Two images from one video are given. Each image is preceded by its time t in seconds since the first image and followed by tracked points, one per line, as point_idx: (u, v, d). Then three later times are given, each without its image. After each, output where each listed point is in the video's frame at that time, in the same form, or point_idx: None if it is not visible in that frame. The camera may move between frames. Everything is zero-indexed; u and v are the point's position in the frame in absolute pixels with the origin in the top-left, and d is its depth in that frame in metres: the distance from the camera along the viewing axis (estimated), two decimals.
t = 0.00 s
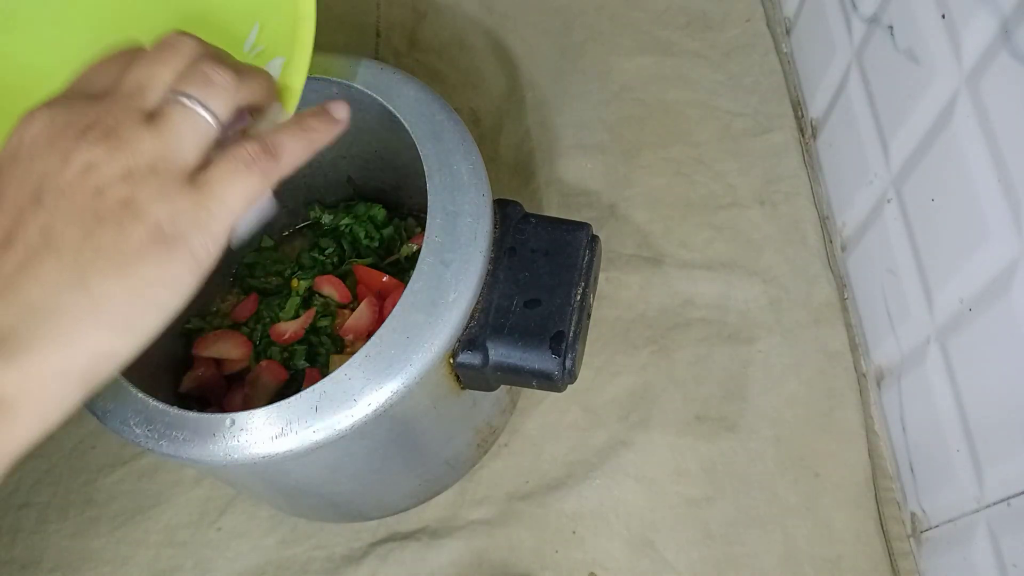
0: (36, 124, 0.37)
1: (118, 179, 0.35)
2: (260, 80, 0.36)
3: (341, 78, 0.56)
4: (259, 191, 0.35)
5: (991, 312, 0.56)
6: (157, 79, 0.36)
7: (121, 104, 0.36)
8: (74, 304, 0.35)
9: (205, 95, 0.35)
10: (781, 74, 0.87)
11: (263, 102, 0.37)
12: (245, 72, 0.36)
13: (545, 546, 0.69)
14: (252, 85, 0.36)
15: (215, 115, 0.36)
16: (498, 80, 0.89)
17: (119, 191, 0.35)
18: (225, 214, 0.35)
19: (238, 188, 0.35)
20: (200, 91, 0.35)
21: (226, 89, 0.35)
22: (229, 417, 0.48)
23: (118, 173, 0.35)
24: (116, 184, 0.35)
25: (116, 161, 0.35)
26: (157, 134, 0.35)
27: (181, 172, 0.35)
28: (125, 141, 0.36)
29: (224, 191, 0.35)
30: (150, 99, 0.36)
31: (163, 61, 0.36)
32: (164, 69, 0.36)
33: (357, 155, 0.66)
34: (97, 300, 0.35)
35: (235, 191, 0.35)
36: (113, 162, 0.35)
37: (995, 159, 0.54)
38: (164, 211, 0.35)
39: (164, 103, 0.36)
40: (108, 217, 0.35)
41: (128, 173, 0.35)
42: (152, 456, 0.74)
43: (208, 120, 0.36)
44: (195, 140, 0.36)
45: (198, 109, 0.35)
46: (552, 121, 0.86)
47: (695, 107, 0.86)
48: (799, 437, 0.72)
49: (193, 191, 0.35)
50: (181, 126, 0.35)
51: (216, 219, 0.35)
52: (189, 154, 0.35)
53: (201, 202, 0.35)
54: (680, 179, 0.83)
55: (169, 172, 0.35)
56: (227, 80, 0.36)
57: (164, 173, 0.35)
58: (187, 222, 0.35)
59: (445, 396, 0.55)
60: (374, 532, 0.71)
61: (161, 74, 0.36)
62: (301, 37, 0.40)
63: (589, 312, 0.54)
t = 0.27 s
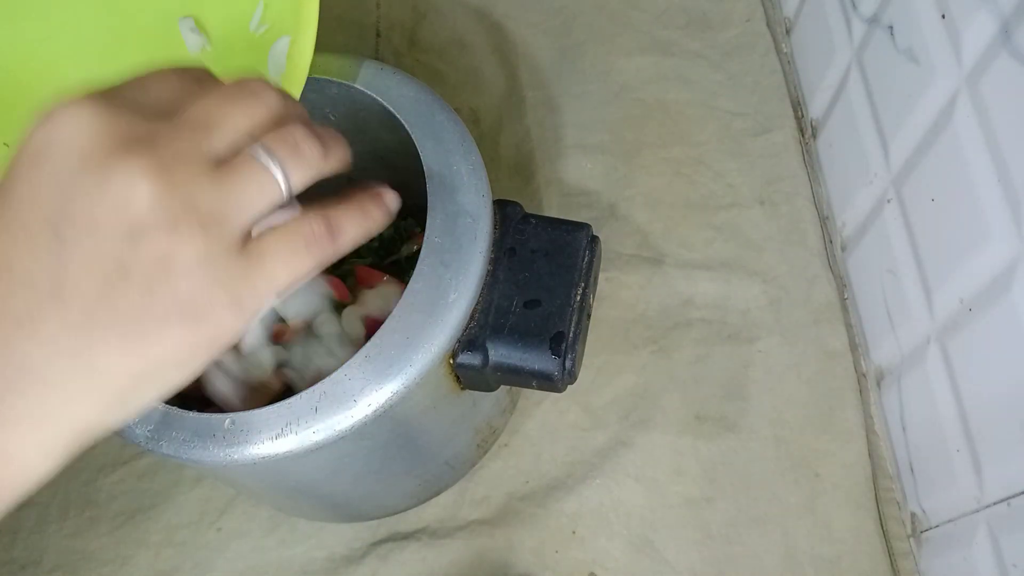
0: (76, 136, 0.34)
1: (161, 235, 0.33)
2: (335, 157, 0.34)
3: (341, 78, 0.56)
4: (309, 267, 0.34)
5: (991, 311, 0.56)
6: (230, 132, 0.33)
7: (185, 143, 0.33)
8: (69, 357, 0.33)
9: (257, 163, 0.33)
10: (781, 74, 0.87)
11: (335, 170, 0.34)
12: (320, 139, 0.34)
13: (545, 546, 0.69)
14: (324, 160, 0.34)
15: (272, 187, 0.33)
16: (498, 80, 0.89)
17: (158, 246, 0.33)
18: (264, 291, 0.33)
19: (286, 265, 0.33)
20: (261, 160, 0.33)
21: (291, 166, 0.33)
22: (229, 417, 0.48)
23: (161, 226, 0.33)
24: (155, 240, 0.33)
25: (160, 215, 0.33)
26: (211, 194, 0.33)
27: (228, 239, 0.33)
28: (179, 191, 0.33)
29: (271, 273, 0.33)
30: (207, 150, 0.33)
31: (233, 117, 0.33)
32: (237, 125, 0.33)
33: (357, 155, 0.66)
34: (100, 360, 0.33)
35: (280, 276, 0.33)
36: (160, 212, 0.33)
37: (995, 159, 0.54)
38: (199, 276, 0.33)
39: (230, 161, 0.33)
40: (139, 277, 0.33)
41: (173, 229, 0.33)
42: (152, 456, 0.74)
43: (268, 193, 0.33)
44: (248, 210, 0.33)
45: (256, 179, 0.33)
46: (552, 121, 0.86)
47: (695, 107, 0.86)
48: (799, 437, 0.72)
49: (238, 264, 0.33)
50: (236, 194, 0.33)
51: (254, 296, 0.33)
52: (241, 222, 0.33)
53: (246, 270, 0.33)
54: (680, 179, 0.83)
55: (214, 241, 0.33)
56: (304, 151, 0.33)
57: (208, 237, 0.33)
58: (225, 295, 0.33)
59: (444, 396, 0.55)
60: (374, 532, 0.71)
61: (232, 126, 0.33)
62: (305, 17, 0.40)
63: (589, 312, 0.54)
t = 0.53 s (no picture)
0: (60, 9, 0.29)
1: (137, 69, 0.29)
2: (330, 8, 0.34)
3: (341, 78, 0.56)
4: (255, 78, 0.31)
5: (991, 312, 0.56)
6: None
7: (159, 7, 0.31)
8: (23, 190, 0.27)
9: None
10: (782, 74, 0.87)
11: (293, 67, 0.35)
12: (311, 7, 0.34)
13: (545, 546, 0.70)
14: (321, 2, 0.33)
15: (281, 28, 0.31)
16: (498, 80, 0.89)
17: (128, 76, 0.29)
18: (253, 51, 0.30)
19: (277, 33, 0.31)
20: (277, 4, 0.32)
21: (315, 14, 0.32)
22: (230, 418, 0.48)
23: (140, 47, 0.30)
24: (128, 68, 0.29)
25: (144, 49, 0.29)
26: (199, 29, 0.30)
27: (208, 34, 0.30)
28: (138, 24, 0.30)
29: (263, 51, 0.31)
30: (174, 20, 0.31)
31: None
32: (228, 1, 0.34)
33: (357, 155, 0.66)
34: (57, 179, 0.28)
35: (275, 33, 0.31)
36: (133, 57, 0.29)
37: (995, 159, 0.54)
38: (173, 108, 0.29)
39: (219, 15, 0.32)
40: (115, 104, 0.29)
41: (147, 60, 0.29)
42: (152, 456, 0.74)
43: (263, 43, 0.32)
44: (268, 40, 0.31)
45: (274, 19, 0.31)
46: (552, 121, 0.86)
47: (695, 107, 0.86)
48: (799, 437, 0.72)
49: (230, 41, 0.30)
50: (246, 24, 0.30)
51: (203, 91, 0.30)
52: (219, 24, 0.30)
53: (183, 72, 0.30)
54: (680, 179, 0.83)
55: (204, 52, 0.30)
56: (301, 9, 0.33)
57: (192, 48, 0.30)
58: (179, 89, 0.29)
59: (444, 397, 0.55)
60: (374, 532, 0.71)
61: None
62: None
63: (588, 312, 0.54)
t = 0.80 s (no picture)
0: (27, 108, 0.35)
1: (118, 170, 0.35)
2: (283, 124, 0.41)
3: (342, 78, 0.56)
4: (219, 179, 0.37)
5: (991, 312, 0.56)
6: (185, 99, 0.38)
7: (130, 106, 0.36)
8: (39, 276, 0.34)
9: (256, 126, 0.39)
10: (781, 74, 0.87)
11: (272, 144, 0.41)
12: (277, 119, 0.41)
13: (545, 546, 0.70)
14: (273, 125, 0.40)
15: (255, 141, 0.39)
16: (498, 80, 0.89)
17: (114, 172, 0.35)
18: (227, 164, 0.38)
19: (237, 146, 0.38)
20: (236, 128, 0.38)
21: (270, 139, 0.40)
22: (230, 418, 0.48)
23: (125, 147, 0.35)
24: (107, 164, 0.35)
25: (125, 146, 0.35)
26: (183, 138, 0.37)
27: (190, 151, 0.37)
28: (120, 124, 0.36)
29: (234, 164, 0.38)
30: (148, 124, 0.37)
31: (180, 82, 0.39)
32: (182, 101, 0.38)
33: (357, 155, 0.66)
34: (61, 263, 0.34)
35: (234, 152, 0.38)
36: (115, 154, 0.35)
37: (995, 159, 0.54)
38: (159, 202, 0.36)
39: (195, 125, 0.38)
40: (105, 199, 0.35)
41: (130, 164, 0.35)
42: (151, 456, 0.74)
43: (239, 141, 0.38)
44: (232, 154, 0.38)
45: (241, 144, 0.38)
46: (552, 121, 0.86)
47: (695, 107, 0.86)
48: (799, 437, 0.72)
49: (210, 151, 0.37)
50: (225, 140, 0.37)
51: (180, 190, 0.36)
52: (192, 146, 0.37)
53: (167, 170, 0.36)
54: (680, 179, 0.83)
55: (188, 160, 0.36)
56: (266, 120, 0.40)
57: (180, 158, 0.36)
58: (162, 186, 0.36)
59: (444, 397, 0.55)
60: (374, 532, 0.71)
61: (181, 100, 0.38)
62: None
63: (589, 312, 0.54)
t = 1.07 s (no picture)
0: (24, 155, 0.34)
1: (110, 215, 0.33)
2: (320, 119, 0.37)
3: (342, 78, 0.56)
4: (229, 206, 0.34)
5: (991, 312, 0.56)
6: (196, 119, 0.35)
7: (128, 139, 0.34)
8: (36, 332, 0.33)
9: (287, 129, 0.35)
10: (782, 73, 0.87)
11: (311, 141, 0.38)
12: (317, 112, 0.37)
13: (545, 546, 0.70)
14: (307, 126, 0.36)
15: (279, 150, 0.35)
16: (498, 80, 0.89)
17: (104, 219, 0.33)
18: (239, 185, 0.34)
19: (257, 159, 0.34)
20: (257, 137, 0.35)
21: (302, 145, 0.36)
22: (230, 418, 0.48)
23: (116, 190, 0.33)
24: (99, 212, 0.33)
25: (118, 190, 0.33)
26: (182, 167, 0.33)
27: (193, 179, 0.33)
28: (106, 163, 0.33)
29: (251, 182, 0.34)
30: (147, 159, 0.34)
31: (192, 94, 0.35)
32: (185, 115, 0.35)
33: (357, 155, 0.66)
34: (47, 319, 0.33)
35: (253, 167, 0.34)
36: (110, 199, 0.33)
37: (994, 159, 0.54)
38: (154, 251, 0.33)
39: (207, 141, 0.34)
40: (96, 252, 0.33)
41: (124, 206, 0.33)
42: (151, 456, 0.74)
43: (262, 152, 0.34)
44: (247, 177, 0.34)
45: (263, 151, 0.34)
46: (552, 121, 0.86)
47: (695, 107, 0.86)
48: (799, 437, 0.72)
49: (221, 171, 0.34)
50: (241, 153, 0.34)
51: (181, 236, 0.33)
52: (198, 169, 0.33)
53: (165, 211, 0.33)
54: (680, 178, 0.83)
55: (186, 195, 0.33)
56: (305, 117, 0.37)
57: (175, 198, 0.33)
58: (157, 234, 0.33)
59: (444, 397, 0.55)
60: (374, 532, 0.71)
61: (188, 116, 0.35)
62: None
63: (589, 312, 0.54)
